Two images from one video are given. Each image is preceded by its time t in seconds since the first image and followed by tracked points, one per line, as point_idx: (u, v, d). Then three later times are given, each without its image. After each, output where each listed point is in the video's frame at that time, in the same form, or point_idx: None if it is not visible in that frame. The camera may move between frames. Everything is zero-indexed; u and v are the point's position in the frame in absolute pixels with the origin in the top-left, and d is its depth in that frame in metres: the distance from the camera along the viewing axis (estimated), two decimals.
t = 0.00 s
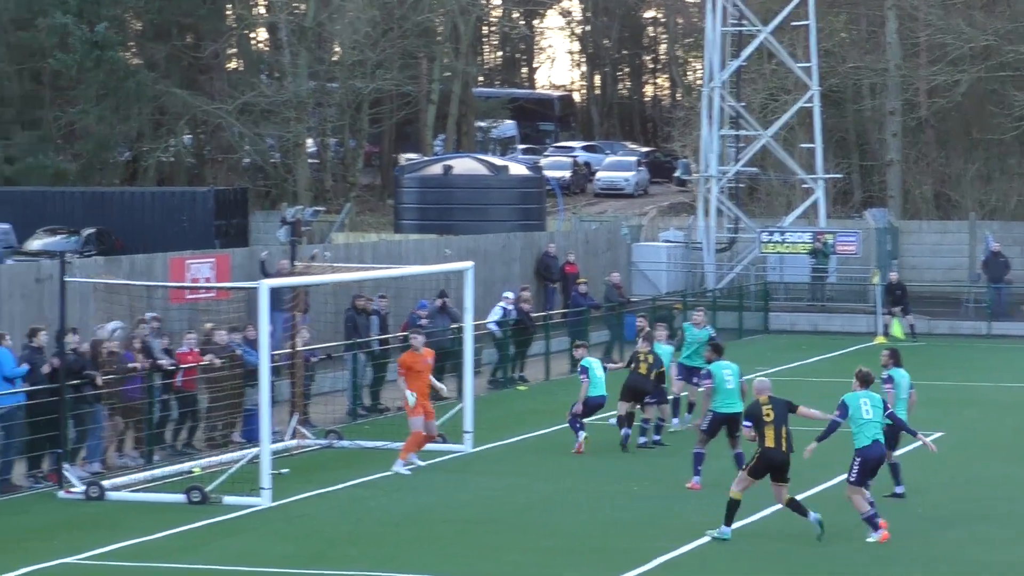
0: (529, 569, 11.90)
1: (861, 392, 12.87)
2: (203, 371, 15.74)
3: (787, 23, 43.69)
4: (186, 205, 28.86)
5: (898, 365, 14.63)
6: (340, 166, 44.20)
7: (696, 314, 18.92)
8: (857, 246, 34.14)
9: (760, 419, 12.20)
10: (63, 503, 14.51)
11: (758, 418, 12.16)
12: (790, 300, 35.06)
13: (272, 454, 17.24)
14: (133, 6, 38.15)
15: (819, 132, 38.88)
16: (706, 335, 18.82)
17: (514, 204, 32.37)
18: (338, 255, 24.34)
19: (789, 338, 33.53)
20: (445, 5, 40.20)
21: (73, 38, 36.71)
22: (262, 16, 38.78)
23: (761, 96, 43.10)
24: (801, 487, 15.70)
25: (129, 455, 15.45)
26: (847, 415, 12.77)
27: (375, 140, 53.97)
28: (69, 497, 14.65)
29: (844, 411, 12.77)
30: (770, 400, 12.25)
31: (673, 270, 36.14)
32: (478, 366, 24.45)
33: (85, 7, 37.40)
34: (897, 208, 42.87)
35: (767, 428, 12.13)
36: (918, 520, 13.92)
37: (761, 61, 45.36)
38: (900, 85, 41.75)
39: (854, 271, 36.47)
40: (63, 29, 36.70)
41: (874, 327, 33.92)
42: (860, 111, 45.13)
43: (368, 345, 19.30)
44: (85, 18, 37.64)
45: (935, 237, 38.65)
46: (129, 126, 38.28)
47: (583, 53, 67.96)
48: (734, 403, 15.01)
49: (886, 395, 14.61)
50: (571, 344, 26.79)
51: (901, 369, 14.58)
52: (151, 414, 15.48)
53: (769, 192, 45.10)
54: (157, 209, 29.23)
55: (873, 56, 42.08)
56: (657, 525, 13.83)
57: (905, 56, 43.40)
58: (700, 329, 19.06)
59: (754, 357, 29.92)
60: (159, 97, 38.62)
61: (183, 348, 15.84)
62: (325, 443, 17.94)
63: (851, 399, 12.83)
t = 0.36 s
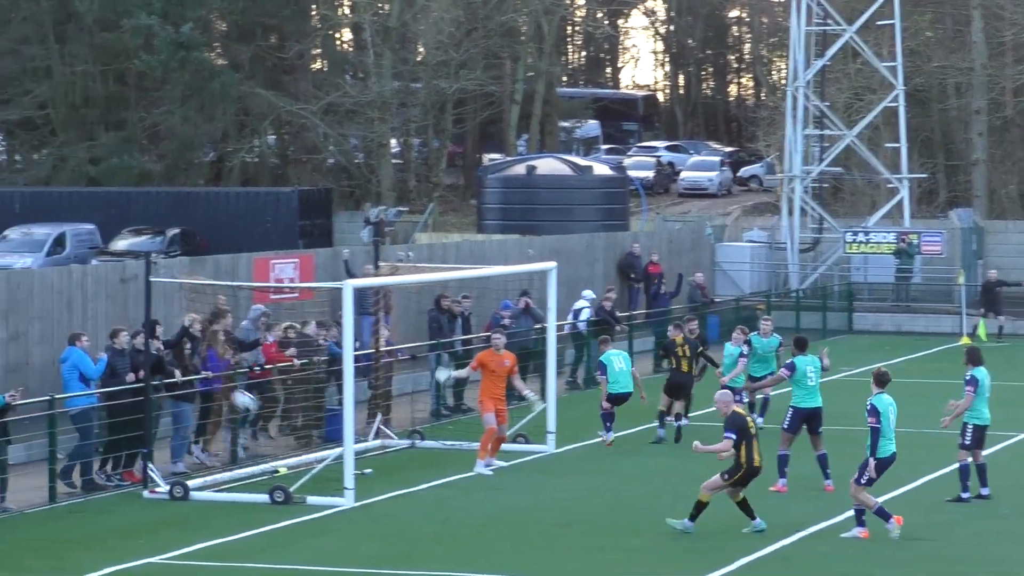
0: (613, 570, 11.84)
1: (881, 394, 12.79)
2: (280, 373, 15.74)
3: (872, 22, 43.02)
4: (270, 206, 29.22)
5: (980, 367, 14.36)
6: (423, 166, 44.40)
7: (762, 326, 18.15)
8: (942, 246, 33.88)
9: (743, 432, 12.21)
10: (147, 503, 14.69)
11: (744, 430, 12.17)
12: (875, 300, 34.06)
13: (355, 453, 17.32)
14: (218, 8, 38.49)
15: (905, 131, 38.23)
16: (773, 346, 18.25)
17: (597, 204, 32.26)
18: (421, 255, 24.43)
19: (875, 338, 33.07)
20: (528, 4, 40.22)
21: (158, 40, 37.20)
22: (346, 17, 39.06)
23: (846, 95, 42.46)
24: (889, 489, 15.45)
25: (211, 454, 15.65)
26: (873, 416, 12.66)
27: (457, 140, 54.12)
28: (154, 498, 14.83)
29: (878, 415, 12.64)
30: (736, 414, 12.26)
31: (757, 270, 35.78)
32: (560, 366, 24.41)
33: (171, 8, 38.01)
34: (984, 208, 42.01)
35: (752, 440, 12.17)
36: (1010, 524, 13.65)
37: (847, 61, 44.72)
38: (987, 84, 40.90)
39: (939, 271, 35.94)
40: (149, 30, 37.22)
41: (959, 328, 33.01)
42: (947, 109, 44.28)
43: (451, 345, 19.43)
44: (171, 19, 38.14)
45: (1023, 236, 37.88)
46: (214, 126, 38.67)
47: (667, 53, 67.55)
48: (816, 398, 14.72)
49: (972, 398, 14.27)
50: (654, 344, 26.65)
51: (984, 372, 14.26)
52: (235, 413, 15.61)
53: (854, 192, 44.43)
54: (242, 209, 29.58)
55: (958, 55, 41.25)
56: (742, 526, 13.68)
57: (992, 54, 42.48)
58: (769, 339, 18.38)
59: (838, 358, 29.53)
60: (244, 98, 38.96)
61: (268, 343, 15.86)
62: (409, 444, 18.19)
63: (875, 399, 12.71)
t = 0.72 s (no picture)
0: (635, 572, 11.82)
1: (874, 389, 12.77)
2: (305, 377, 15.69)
3: (897, 25, 42.81)
4: (294, 208, 29.45)
5: (1002, 369, 14.31)
6: (448, 168, 44.46)
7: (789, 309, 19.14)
8: (966, 248, 33.70)
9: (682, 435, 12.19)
10: (171, 505, 14.71)
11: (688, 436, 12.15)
12: (898, 302, 33.87)
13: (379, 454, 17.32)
14: (242, 11, 38.46)
15: (929, 134, 38.02)
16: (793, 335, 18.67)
17: (622, 207, 32.20)
18: (444, 257, 24.45)
19: (900, 340, 32.93)
20: (554, 7, 40.26)
21: (183, 43, 37.33)
22: (370, 20, 39.15)
23: (871, 97, 42.27)
24: (915, 491, 15.37)
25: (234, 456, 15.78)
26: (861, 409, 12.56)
27: (481, 143, 54.12)
28: (177, 500, 14.87)
29: (867, 409, 12.54)
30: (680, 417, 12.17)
31: (781, 272, 35.68)
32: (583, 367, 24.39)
33: (196, 11, 38.00)
34: (1008, 211, 41.74)
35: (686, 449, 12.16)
36: None
37: (871, 63, 44.52)
38: (1013, 87, 40.66)
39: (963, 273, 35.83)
40: (174, 33, 37.34)
41: (983, 331, 32.42)
42: (972, 112, 43.97)
43: (475, 347, 19.30)
44: (196, 23, 38.17)
45: None
46: (239, 129, 38.72)
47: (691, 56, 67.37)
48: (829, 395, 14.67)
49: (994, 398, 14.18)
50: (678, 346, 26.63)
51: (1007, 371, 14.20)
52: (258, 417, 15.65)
53: (879, 194, 44.17)
54: (267, 212, 29.70)
55: (984, 57, 40.89)
56: (766, 528, 13.62)
57: (1017, 57, 42.15)
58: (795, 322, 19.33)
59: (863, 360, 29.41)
60: (268, 101, 39.07)
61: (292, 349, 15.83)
62: (432, 446, 18.00)
63: (869, 393, 12.65)
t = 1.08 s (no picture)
0: (632, 567, 11.82)
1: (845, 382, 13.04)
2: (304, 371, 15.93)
3: (893, 20, 42.80)
4: (290, 203, 29.40)
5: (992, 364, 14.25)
6: (444, 163, 44.41)
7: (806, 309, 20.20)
8: (962, 243, 33.49)
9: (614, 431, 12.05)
10: (167, 501, 14.69)
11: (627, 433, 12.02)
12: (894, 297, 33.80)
13: (376, 450, 17.32)
14: (238, 6, 38.35)
15: (926, 129, 38.02)
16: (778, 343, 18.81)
17: (618, 202, 32.19)
18: (440, 252, 24.44)
19: (895, 334, 32.95)
20: (550, 2, 40.26)
21: (179, 38, 37.25)
22: (366, 15, 39.09)
23: (867, 92, 42.28)
24: (910, 486, 15.40)
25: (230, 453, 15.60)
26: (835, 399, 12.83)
27: (477, 138, 54.08)
28: (173, 496, 14.84)
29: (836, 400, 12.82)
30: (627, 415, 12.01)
31: (777, 268, 35.70)
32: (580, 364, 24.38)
33: (192, 7, 37.87)
34: (1005, 206, 41.68)
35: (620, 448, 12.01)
36: None
37: (867, 58, 44.52)
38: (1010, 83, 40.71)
39: (959, 269, 35.75)
40: (170, 28, 37.24)
41: (978, 325, 32.98)
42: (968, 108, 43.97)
43: (471, 343, 19.29)
44: (192, 18, 38.07)
45: None
46: (235, 124, 38.66)
47: (688, 51, 67.35)
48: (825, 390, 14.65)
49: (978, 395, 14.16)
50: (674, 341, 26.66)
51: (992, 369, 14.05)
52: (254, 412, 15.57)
53: (875, 189, 44.15)
54: (263, 207, 29.69)
55: (981, 52, 40.88)
56: (763, 524, 13.63)
57: (1013, 52, 42.15)
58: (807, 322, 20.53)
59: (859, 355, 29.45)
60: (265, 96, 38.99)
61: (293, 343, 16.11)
62: (429, 441, 18.11)
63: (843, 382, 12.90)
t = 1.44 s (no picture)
0: (629, 553, 11.86)
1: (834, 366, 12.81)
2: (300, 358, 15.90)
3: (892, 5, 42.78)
4: (288, 190, 29.23)
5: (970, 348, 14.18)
6: (441, 149, 44.40)
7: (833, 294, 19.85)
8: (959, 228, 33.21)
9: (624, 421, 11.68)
10: (165, 488, 14.68)
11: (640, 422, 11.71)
12: (892, 283, 34.10)
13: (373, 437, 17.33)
14: None
15: (924, 114, 38.01)
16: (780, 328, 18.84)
17: (615, 187, 32.16)
18: (438, 239, 24.41)
19: (892, 320, 33.00)
20: None
21: (176, 24, 37.15)
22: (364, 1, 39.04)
23: (865, 77, 42.29)
24: (908, 471, 15.43)
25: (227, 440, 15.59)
26: (831, 392, 12.60)
27: (475, 124, 54.07)
28: (171, 483, 14.83)
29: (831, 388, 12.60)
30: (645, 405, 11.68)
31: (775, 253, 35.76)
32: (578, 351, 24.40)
33: None
34: (1003, 189, 41.73)
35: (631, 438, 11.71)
36: None
37: (866, 42, 44.51)
38: (1009, 67, 40.76)
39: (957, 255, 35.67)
40: (167, 14, 37.15)
41: (977, 311, 32.99)
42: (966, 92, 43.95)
43: (470, 329, 19.32)
44: (190, 4, 37.99)
45: None
46: (233, 110, 38.63)
47: (686, 37, 67.31)
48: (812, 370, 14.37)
49: (963, 381, 14.05)
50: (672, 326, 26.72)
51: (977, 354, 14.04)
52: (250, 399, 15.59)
53: (873, 174, 44.13)
54: (261, 194, 29.55)
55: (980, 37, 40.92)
56: (760, 509, 13.67)
57: (1012, 37, 42.12)
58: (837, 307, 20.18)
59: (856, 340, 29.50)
60: (262, 83, 38.97)
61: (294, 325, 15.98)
62: (426, 428, 18.06)
63: (835, 369, 12.63)
